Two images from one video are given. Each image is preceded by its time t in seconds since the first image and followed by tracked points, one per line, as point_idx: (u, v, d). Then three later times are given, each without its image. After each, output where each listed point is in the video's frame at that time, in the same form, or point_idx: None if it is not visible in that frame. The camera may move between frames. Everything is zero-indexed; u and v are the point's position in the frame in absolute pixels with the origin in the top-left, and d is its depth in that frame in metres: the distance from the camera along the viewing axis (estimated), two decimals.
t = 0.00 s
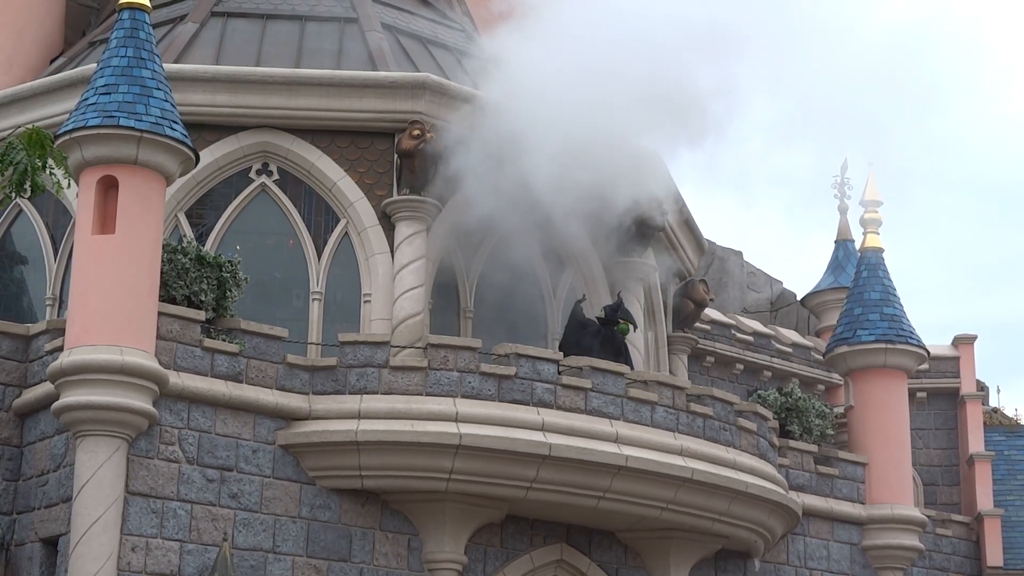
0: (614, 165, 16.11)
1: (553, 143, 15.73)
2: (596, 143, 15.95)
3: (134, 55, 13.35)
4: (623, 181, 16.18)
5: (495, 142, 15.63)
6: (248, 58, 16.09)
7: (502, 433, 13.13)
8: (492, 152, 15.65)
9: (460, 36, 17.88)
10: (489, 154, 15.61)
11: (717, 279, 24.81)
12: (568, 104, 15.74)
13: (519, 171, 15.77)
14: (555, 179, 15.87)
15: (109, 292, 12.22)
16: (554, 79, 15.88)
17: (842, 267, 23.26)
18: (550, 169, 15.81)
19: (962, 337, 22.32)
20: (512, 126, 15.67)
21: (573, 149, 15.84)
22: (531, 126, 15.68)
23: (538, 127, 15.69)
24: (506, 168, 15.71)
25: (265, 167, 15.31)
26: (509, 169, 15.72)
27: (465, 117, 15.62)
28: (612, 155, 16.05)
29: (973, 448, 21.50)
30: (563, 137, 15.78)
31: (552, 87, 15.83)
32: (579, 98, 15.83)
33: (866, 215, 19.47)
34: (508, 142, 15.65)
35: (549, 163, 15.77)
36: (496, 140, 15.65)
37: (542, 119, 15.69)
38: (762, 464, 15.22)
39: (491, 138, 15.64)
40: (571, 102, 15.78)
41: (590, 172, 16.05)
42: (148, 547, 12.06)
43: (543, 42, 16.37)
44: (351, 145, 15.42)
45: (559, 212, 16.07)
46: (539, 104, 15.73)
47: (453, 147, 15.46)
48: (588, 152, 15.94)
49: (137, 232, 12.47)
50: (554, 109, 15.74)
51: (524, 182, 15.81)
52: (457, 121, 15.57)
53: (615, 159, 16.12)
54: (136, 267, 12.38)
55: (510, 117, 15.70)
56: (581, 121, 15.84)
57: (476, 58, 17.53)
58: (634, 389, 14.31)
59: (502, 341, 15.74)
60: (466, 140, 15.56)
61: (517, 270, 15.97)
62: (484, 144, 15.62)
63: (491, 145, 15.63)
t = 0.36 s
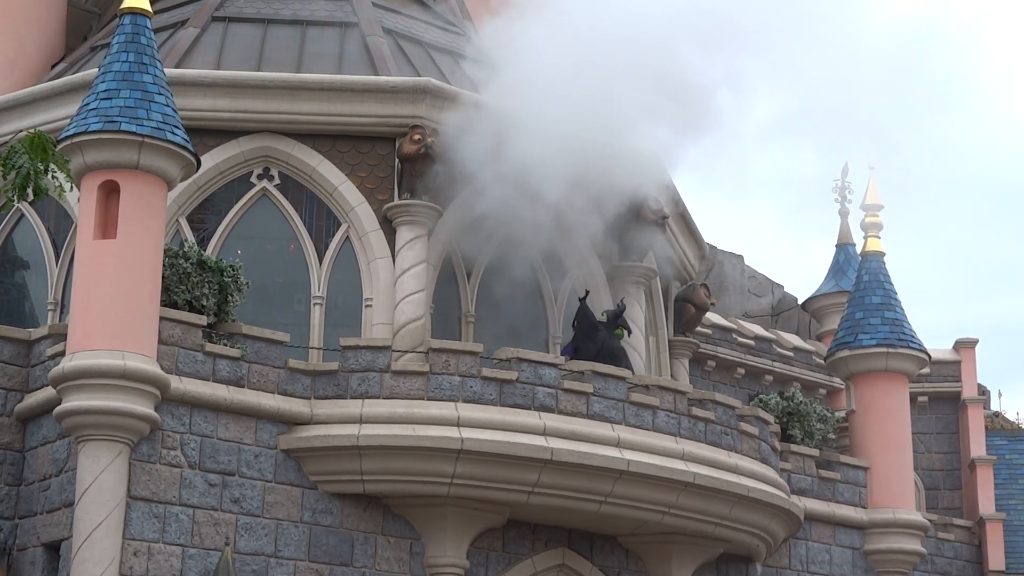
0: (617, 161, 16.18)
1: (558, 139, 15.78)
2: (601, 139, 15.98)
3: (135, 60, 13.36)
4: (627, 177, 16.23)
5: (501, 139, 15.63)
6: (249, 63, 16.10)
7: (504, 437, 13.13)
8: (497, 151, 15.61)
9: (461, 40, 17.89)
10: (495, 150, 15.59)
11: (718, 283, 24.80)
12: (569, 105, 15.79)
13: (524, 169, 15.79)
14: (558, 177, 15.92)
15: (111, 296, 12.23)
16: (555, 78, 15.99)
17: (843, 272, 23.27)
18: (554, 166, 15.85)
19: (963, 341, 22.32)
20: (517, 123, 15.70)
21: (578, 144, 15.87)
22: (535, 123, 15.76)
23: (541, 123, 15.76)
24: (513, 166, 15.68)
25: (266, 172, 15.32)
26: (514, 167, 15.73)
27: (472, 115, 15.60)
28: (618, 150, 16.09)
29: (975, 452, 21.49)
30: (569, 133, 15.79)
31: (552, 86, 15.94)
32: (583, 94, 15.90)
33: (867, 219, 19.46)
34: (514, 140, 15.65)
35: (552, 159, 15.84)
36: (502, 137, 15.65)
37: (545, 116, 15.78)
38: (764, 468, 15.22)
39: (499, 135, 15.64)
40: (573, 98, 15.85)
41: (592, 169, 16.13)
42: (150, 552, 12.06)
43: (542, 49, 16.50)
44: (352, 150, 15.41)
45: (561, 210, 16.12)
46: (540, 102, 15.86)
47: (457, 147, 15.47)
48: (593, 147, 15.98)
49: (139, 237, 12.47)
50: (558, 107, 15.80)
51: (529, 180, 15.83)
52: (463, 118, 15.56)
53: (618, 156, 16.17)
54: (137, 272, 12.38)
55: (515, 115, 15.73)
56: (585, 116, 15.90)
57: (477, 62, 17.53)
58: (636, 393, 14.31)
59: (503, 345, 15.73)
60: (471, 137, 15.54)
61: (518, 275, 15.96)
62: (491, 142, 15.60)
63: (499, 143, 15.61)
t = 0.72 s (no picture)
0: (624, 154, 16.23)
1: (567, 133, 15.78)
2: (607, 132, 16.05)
3: (137, 64, 13.39)
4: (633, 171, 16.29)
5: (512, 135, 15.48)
6: (250, 68, 16.12)
7: (505, 441, 13.15)
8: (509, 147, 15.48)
9: (462, 44, 17.90)
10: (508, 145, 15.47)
11: (718, 287, 24.81)
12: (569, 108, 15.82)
13: (532, 167, 15.73)
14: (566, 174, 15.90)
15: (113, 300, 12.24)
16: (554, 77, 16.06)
17: (844, 275, 23.29)
18: (557, 167, 15.86)
19: (964, 344, 22.33)
20: (524, 121, 15.64)
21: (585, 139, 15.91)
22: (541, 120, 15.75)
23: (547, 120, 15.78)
24: (520, 165, 15.64)
25: (268, 176, 15.33)
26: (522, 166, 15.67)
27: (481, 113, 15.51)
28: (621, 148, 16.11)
29: (976, 455, 21.49)
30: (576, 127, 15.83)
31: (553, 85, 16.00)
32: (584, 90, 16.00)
33: (867, 222, 19.48)
34: (524, 137, 15.58)
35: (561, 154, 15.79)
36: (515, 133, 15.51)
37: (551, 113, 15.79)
38: (765, 472, 15.23)
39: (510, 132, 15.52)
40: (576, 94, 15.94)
41: (595, 168, 16.13)
42: (151, 556, 12.07)
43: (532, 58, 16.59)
44: (354, 153, 15.43)
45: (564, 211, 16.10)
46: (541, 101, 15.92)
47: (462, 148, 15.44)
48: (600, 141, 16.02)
49: (140, 242, 12.49)
50: (561, 103, 15.88)
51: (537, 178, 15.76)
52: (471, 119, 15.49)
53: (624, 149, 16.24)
54: (139, 276, 12.39)
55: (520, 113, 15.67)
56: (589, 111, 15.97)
57: (477, 65, 17.54)
58: (637, 396, 14.32)
59: (503, 348, 15.74)
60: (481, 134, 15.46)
61: (518, 278, 15.97)
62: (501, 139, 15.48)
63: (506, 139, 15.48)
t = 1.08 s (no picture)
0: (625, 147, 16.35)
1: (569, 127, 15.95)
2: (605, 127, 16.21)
3: (137, 68, 13.39)
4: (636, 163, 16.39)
5: (514, 133, 15.55)
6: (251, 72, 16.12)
7: (507, 444, 13.15)
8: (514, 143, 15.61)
9: (462, 47, 17.91)
10: (513, 140, 15.58)
11: (719, 291, 24.80)
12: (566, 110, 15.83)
13: (536, 166, 15.75)
14: (570, 170, 15.98)
15: (114, 304, 12.25)
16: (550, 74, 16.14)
17: (845, 278, 23.31)
18: (555, 169, 15.87)
19: (964, 348, 22.36)
20: (526, 118, 15.73)
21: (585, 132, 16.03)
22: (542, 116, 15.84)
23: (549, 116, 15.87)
24: (525, 161, 15.69)
25: (268, 179, 15.34)
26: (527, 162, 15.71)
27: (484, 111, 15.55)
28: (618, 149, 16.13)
29: (977, 458, 21.49)
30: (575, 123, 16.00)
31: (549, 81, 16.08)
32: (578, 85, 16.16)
33: (868, 226, 19.49)
34: (528, 135, 15.62)
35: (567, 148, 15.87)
36: (519, 128, 15.62)
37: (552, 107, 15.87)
38: (765, 475, 15.22)
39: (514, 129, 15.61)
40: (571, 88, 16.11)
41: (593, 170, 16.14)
42: (152, 559, 12.07)
43: (526, 64, 16.66)
44: (355, 157, 15.44)
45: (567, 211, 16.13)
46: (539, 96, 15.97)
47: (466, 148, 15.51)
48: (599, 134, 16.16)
49: (141, 245, 12.49)
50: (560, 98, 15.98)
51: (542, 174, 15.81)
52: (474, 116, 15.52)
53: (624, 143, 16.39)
54: (140, 280, 12.40)
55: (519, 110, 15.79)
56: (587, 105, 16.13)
57: (478, 68, 17.55)
58: (638, 399, 14.33)
59: (505, 352, 15.75)
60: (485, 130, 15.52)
61: (519, 281, 15.98)
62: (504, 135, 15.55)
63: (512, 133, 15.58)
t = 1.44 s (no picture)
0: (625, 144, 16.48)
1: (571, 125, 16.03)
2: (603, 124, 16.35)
3: (136, 70, 13.38)
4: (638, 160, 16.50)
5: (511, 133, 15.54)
6: (250, 74, 16.11)
7: (506, 447, 13.14)
8: (518, 143, 15.62)
9: (461, 49, 17.89)
10: (517, 140, 15.58)
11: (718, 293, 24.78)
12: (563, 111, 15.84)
13: (533, 167, 15.74)
14: (570, 170, 15.99)
15: (113, 306, 12.24)
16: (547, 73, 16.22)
17: (844, 281, 23.31)
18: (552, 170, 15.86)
19: (964, 350, 22.35)
20: (524, 119, 15.74)
21: (587, 130, 16.12)
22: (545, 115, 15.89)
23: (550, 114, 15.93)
24: (527, 161, 15.70)
25: (267, 182, 15.33)
26: (531, 163, 15.72)
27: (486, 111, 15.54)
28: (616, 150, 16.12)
29: (976, 461, 21.48)
30: (575, 121, 16.08)
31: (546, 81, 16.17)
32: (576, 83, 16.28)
33: (867, 229, 19.47)
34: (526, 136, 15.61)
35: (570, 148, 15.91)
36: (522, 128, 15.64)
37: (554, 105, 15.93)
38: (765, 478, 15.21)
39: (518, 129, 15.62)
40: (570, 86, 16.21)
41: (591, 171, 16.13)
42: (151, 562, 12.06)
43: (523, 65, 16.66)
44: (353, 160, 15.42)
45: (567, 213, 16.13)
46: (537, 95, 16.02)
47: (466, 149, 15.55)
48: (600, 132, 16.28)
49: (140, 248, 12.48)
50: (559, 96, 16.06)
51: (546, 175, 15.82)
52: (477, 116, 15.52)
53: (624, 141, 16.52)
54: (139, 282, 12.39)
55: (519, 111, 15.82)
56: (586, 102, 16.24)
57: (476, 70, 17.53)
58: (637, 402, 14.31)
59: (504, 355, 15.75)
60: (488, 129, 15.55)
61: (518, 283, 15.97)
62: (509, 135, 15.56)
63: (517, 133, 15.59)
